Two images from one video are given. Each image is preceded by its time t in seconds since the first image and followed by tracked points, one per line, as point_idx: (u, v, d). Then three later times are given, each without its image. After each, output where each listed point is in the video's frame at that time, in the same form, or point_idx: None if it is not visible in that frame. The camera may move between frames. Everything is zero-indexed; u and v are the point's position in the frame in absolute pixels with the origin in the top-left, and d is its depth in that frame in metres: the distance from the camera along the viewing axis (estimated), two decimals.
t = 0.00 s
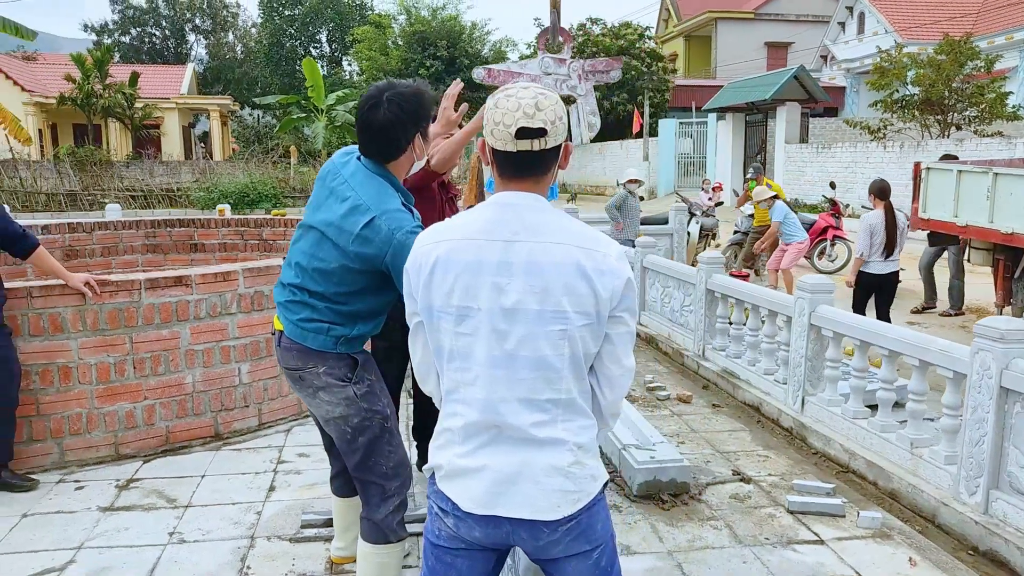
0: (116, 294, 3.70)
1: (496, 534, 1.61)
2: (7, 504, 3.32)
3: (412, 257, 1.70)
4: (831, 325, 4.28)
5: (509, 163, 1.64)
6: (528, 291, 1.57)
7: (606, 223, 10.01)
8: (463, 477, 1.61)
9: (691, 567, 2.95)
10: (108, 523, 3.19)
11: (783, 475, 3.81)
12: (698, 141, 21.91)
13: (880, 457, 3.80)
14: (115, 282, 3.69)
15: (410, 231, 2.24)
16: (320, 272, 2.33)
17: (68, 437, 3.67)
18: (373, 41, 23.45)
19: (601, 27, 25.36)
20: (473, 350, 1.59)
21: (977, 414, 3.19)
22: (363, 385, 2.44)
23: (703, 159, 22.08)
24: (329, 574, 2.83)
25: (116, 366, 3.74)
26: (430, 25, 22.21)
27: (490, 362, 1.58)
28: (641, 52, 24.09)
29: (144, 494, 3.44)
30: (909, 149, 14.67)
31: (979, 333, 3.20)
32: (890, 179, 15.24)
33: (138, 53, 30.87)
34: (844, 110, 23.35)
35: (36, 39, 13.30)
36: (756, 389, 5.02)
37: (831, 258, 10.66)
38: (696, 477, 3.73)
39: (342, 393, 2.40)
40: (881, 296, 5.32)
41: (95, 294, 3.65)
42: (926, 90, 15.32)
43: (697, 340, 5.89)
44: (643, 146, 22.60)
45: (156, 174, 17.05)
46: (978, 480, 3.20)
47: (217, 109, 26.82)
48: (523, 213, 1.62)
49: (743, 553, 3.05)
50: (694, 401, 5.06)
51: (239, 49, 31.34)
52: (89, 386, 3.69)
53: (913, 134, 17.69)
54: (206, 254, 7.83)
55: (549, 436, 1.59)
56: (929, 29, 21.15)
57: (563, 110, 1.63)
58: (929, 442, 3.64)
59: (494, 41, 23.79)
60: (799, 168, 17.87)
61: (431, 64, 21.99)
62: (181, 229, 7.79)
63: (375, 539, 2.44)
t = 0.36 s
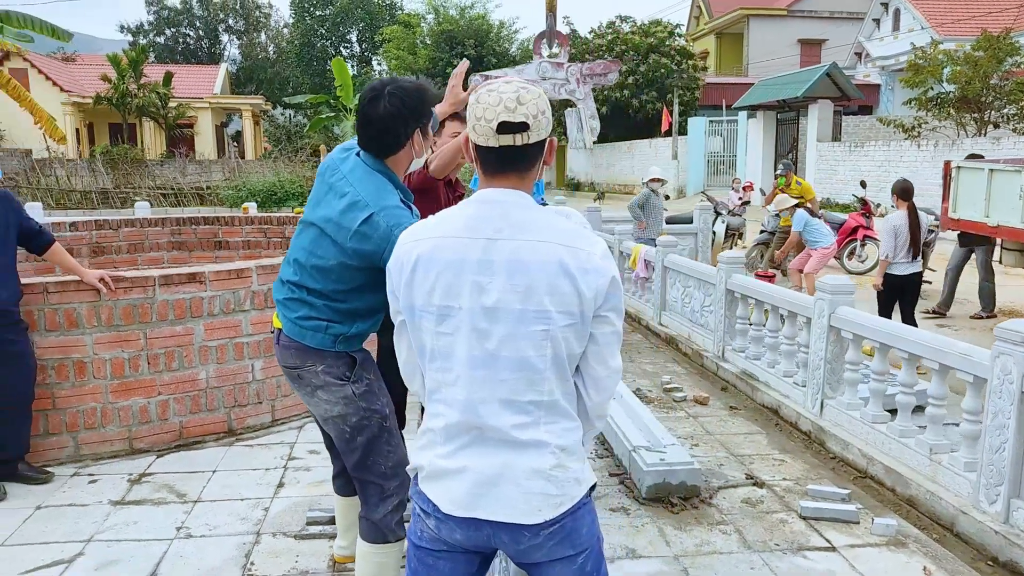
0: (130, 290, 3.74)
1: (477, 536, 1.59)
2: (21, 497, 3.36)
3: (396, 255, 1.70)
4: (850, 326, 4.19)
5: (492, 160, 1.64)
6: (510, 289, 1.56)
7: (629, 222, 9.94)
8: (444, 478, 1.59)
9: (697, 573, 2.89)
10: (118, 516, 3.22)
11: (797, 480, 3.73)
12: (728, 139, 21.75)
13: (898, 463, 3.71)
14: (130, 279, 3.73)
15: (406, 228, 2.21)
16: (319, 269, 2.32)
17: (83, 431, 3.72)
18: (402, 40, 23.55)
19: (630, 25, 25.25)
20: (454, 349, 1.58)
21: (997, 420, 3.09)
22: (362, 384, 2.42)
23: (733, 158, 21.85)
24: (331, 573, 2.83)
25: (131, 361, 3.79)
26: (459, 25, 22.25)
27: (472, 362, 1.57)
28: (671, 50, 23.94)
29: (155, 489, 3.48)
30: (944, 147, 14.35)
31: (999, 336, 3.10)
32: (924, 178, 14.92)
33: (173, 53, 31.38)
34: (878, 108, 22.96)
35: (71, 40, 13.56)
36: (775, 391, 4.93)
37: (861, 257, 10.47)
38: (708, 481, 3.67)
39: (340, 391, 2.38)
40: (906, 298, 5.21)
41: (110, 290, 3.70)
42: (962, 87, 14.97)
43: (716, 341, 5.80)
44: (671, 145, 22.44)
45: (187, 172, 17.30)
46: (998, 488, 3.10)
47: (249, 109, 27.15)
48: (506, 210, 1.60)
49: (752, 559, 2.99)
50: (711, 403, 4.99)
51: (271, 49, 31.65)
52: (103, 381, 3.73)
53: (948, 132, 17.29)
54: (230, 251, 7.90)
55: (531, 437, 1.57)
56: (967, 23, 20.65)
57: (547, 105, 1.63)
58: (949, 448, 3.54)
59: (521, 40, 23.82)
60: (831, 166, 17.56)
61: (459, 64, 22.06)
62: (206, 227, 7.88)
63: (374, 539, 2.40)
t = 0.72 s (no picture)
0: (141, 291, 3.77)
1: (463, 544, 1.57)
2: (31, 495, 3.41)
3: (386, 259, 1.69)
4: (864, 330, 4.12)
5: (481, 161, 1.63)
6: (498, 293, 1.54)
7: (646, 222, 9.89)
8: (431, 484, 1.58)
9: None
10: (126, 516, 3.25)
11: (808, 486, 3.68)
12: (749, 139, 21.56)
13: (911, 469, 3.64)
14: (140, 279, 3.76)
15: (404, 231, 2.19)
16: (318, 270, 2.31)
17: (94, 430, 3.77)
18: (422, 41, 23.64)
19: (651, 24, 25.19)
20: (440, 353, 1.57)
21: (1012, 428, 3.02)
22: (361, 387, 2.41)
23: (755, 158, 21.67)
24: None
25: (141, 361, 3.82)
26: (478, 25, 22.30)
27: (458, 366, 1.55)
28: (692, 49, 23.77)
29: (163, 489, 3.51)
30: (970, 148, 14.11)
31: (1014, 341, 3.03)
32: (949, 178, 14.68)
33: (197, 55, 31.77)
34: (904, 107, 22.64)
35: (96, 43, 13.77)
36: (788, 396, 4.87)
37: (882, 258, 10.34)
38: (715, 486, 3.63)
39: (339, 395, 2.37)
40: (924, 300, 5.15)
41: (120, 290, 3.73)
42: (988, 86, 14.69)
43: (730, 343, 5.75)
44: (692, 145, 22.32)
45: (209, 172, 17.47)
46: (1012, 497, 3.03)
47: (271, 110, 27.39)
48: (495, 212, 1.59)
49: (757, 566, 2.94)
50: (723, 406, 4.94)
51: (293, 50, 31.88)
52: (114, 381, 3.77)
53: (974, 132, 17.00)
54: (247, 252, 7.93)
55: (517, 444, 1.55)
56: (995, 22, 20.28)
57: (536, 107, 1.62)
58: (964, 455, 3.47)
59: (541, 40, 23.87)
60: (854, 167, 17.34)
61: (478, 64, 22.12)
62: (223, 227, 7.93)
63: (375, 541, 2.40)
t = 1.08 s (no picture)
0: (160, 293, 3.85)
1: (432, 554, 1.58)
2: (50, 492, 3.49)
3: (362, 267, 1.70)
4: (887, 337, 4.01)
5: (456, 169, 1.63)
6: (468, 302, 1.53)
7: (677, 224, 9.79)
8: (403, 494, 1.59)
9: None
10: (139, 514, 3.31)
11: (823, 497, 3.60)
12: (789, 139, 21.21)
13: (931, 482, 3.54)
14: (159, 281, 3.84)
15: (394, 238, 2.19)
16: (312, 276, 2.32)
17: (114, 429, 3.85)
18: (458, 43, 23.77)
19: (689, 24, 25.02)
20: (411, 362, 1.57)
21: None
22: (356, 393, 2.42)
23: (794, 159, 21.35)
24: None
25: (159, 362, 3.90)
26: (513, 27, 22.36)
27: (428, 376, 1.55)
28: (731, 49, 23.50)
29: (177, 487, 3.57)
30: (1016, 148, 13.68)
31: None
32: (996, 180, 14.24)
33: (240, 59, 32.41)
34: (949, 107, 22.09)
35: (139, 47, 14.13)
36: (811, 404, 4.76)
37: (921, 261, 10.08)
38: (728, 496, 3.58)
39: (334, 401, 2.39)
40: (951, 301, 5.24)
41: (140, 292, 3.81)
42: None
43: (755, 349, 5.66)
44: (730, 145, 22.09)
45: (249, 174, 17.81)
46: None
47: (312, 113, 27.81)
48: (468, 221, 1.58)
49: None
50: (743, 413, 4.86)
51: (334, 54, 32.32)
52: (133, 380, 3.85)
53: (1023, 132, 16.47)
54: (277, 253, 8.02)
55: (487, 456, 1.54)
56: None
57: (509, 114, 1.62)
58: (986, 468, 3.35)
59: (576, 40, 23.86)
60: (897, 168, 16.92)
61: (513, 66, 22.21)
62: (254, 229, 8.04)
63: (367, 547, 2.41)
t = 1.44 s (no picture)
0: (169, 293, 3.90)
1: (402, 555, 1.57)
2: (60, 487, 3.55)
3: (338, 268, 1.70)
4: (899, 342, 3.92)
5: (431, 169, 1.62)
6: (439, 303, 1.52)
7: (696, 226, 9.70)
8: (375, 495, 1.58)
9: None
10: (144, 511, 3.36)
11: (830, 503, 3.54)
12: (819, 140, 20.88)
13: (941, 490, 3.46)
14: (168, 281, 3.89)
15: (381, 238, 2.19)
16: (301, 277, 2.34)
17: (123, 426, 3.91)
18: (483, 45, 23.80)
19: (717, 24, 24.79)
20: (382, 362, 1.57)
21: None
22: (345, 394, 2.42)
23: (822, 160, 21.03)
24: None
25: (168, 361, 3.94)
26: (538, 28, 22.34)
27: (399, 377, 1.54)
28: (759, 49, 23.24)
29: (183, 485, 3.61)
30: None
31: None
32: None
33: (270, 61, 32.76)
34: (983, 107, 21.66)
35: (167, 50, 14.34)
36: (824, 409, 4.69)
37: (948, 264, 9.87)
38: (732, 501, 3.53)
39: (323, 402, 2.40)
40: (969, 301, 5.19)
41: (149, 291, 3.86)
42: None
43: (769, 353, 5.58)
44: (757, 146, 21.85)
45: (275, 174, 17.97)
46: None
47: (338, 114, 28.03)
48: (442, 220, 1.57)
49: None
50: (754, 417, 4.80)
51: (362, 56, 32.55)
52: (142, 379, 3.91)
53: None
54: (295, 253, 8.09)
55: (457, 459, 1.53)
56: None
57: (485, 114, 1.61)
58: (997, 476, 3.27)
59: (601, 41, 23.75)
60: (927, 168, 16.57)
61: (538, 66, 22.20)
62: (274, 229, 8.13)
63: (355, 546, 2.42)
